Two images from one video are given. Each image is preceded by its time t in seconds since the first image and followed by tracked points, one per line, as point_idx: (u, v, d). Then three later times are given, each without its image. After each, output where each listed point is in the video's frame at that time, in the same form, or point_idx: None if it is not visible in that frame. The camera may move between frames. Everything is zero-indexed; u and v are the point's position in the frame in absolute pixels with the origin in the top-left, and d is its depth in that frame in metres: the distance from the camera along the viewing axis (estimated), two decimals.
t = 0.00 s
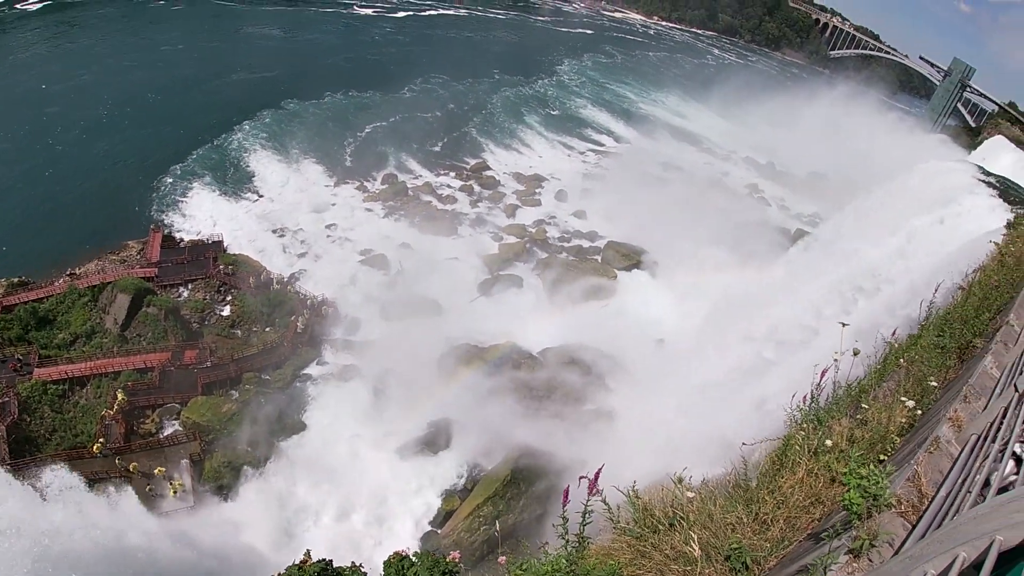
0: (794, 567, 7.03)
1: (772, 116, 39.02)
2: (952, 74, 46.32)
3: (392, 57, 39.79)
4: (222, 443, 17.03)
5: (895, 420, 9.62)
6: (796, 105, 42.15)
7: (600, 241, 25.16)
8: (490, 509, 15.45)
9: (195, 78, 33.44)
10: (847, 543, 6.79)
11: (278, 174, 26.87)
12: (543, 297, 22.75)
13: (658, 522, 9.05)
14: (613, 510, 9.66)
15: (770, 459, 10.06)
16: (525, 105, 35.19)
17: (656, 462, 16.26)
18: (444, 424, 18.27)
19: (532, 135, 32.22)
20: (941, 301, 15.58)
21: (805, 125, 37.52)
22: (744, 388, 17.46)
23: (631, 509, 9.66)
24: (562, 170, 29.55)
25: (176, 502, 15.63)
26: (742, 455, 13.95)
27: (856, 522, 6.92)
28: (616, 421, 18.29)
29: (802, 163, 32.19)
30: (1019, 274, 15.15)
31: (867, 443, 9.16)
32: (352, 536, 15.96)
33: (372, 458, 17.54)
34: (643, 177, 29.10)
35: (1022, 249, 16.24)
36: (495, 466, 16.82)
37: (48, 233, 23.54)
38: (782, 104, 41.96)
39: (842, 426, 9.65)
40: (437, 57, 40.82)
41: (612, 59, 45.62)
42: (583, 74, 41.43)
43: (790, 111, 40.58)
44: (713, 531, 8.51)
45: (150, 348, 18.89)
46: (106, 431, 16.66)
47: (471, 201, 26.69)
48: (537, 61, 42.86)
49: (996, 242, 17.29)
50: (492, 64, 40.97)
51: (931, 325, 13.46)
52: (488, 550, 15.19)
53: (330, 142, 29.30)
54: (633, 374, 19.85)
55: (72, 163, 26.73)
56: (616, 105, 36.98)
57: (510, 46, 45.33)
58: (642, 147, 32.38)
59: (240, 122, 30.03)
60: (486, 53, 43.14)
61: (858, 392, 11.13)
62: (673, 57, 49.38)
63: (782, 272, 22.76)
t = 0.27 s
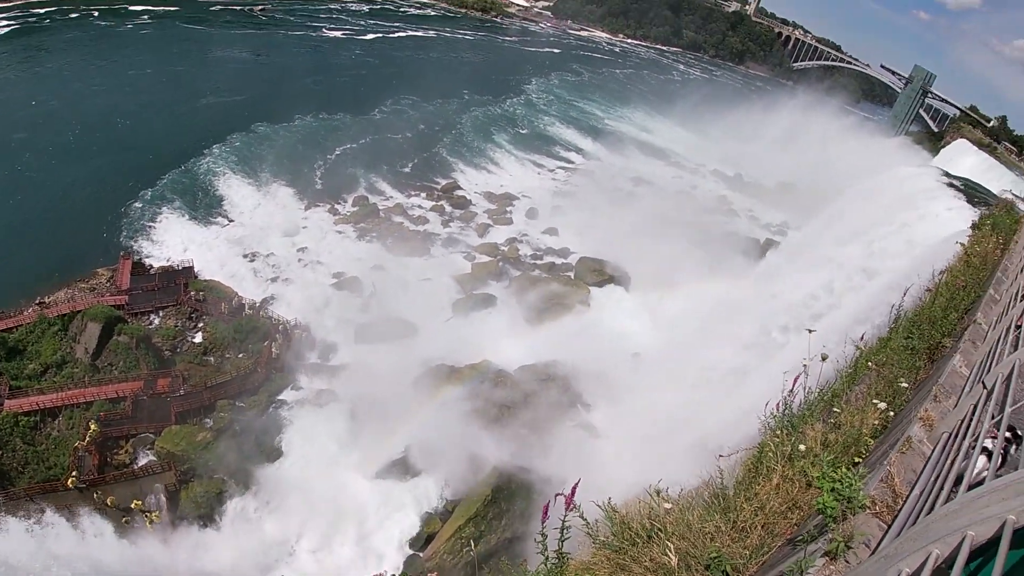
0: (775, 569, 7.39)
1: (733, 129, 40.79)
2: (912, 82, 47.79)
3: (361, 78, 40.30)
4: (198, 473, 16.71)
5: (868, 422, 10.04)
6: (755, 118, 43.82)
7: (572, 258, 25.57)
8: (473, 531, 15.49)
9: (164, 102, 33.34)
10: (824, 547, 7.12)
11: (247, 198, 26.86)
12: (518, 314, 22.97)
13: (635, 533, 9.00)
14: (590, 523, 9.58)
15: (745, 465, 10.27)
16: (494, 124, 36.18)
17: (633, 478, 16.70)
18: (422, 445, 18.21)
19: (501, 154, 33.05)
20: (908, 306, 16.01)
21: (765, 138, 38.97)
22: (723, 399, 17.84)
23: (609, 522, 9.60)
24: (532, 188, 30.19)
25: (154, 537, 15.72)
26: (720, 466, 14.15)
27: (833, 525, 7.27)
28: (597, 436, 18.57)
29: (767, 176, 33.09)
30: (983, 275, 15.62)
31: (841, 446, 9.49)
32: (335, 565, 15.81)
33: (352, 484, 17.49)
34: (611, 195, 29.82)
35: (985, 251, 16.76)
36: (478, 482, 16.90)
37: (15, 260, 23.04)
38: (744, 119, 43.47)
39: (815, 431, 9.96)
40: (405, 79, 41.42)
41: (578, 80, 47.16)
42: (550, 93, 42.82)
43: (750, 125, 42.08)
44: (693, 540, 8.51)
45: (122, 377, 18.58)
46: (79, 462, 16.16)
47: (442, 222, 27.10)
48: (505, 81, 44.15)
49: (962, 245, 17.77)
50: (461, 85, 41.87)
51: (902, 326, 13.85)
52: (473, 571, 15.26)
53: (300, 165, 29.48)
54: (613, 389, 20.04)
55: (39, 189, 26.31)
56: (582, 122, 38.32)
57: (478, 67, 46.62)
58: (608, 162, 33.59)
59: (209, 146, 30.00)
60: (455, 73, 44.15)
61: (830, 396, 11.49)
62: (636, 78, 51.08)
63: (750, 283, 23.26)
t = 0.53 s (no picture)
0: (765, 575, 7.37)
1: (710, 138, 41.43)
2: (887, 86, 48.76)
3: (341, 95, 40.55)
4: (185, 497, 16.52)
5: (852, 424, 9.93)
6: (731, 127, 44.55)
7: (555, 270, 25.88)
8: (464, 547, 15.21)
9: (143, 122, 33.24)
10: (812, 551, 7.19)
11: (228, 217, 26.82)
12: (503, 327, 23.06)
13: (624, 546, 8.75)
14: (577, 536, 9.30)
15: (733, 471, 10.07)
16: (474, 139, 36.48)
17: (622, 487, 16.67)
18: (410, 463, 18.34)
19: (482, 168, 33.31)
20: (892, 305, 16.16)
21: (742, 147, 39.62)
22: (710, 403, 17.89)
23: (596, 535, 9.30)
24: (513, 202, 30.46)
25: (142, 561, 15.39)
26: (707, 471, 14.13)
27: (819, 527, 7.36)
28: (585, 447, 18.62)
29: (746, 185, 33.61)
30: (963, 274, 15.67)
31: (826, 449, 9.37)
32: None
33: (341, 503, 17.32)
34: (592, 207, 30.19)
35: (964, 250, 16.85)
36: (469, 497, 16.90)
37: None
38: (721, 128, 44.21)
39: (800, 434, 9.82)
40: (385, 95, 41.70)
41: (557, 93, 47.73)
42: (530, 107, 43.27)
43: (727, 134, 42.75)
44: (679, 549, 8.26)
45: (107, 402, 18.34)
46: (65, 489, 15.94)
47: (425, 237, 27.28)
48: (483, 95, 44.59)
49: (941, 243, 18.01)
50: (440, 100, 42.25)
51: (883, 328, 13.86)
52: None
53: (280, 184, 29.50)
54: (599, 397, 20.23)
55: (19, 211, 26.02)
56: (561, 135, 38.74)
57: (457, 82, 47.04)
58: (588, 174, 33.93)
59: (190, 166, 29.94)
60: (434, 89, 44.54)
61: (815, 399, 11.38)
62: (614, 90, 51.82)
63: (731, 290, 23.57)
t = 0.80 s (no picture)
0: None
1: (690, 149, 42.02)
2: (865, 92, 49.65)
3: (324, 112, 40.78)
4: (175, 519, 16.26)
5: (838, 430, 9.98)
6: (711, 138, 45.23)
7: (541, 284, 26.09)
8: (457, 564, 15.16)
9: (126, 143, 33.16)
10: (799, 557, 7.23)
11: (212, 237, 26.79)
12: (490, 343, 23.25)
13: (613, 557, 8.64)
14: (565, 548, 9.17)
15: (721, 480, 10.03)
16: (457, 154, 36.77)
17: (612, 500, 16.72)
18: (401, 481, 18.34)
19: (465, 184, 33.53)
20: (874, 309, 16.31)
21: (721, 158, 40.21)
22: (698, 412, 17.96)
23: (585, 547, 9.18)
24: (497, 216, 30.71)
25: None
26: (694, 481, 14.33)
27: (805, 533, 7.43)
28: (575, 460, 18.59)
29: (727, 195, 34.09)
30: (944, 276, 15.77)
31: (813, 456, 9.40)
32: None
33: (332, 522, 17.21)
34: (575, 221, 30.54)
35: (945, 252, 16.99)
36: (461, 515, 16.89)
37: None
38: (701, 139, 44.80)
39: (787, 441, 9.83)
40: (367, 112, 41.99)
41: (539, 108, 48.25)
42: (511, 122, 43.69)
43: (707, 144, 43.38)
44: (668, 560, 8.17)
45: (93, 426, 18.20)
46: (52, 514, 15.74)
47: (410, 254, 27.45)
48: (465, 111, 45.00)
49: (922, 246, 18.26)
50: (423, 116, 42.63)
51: (867, 333, 13.90)
52: None
53: (264, 203, 29.53)
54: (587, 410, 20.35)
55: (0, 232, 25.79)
56: (543, 149, 39.12)
57: (440, 98, 47.47)
58: (570, 188, 34.28)
59: (173, 186, 29.89)
60: (416, 105, 44.92)
61: (801, 407, 11.45)
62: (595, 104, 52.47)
63: (714, 300, 23.85)
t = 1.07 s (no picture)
0: None
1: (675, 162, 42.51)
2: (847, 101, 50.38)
3: (310, 131, 40.95)
4: (164, 543, 16.14)
5: (829, 436, 9.73)
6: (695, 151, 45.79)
7: (530, 299, 26.28)
8: None
9: (112, 163, 33.15)
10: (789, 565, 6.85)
11: (199, 257, 26.77)
12: (479, 359, 23.35)
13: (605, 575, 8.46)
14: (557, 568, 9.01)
15: (714, 494, 9.85)
16: (444, 171, 36.99)
17: (603, 515, 16.54)
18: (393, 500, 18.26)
19: (452, 201, 33.70)
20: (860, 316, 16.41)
21: (705, 170, 40.70)
22: (689, 421, 17.92)
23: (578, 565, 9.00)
24: (484, 232, 30.89)
25: None
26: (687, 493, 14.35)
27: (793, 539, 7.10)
28: (567, 476, 18.57)
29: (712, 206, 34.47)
30: (930, 281, 15.71)
31: (804, 464, 9.17)
32: None
33: (324, 541, 17.05)
34: (562, 236, 30.80)
35: (930, 256, 17.05)
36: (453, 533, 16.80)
37: None
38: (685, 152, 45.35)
39: (777, 450, 9.64)
40: (354, 130, 42.22)
41: (525, 123, 48.71)
42: (497, 138, 44.06)
43: (691, 157, 43.90)
44: (663, 574, 7.97)
45: (81, 448, 18.08)
46: (41, 538, 15.61)
47: (398, 272, 27.56)
48: (451, 127, 45.37)
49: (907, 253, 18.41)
50: (409, 134, 42.94)
51: (854, 341, 13.79)
52: None
53: (251, 222, 29.55)
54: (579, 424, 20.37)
55: None
56: (529, 164, 39.45)
57: (426, 115, 47.84)
58: (557, 202, 34.55)
59: (160, 206, 29.88)
60: (403, 122, 45.22)
61: (790, 416, 11.32)
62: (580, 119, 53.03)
63: (702, 311, 24.02)
